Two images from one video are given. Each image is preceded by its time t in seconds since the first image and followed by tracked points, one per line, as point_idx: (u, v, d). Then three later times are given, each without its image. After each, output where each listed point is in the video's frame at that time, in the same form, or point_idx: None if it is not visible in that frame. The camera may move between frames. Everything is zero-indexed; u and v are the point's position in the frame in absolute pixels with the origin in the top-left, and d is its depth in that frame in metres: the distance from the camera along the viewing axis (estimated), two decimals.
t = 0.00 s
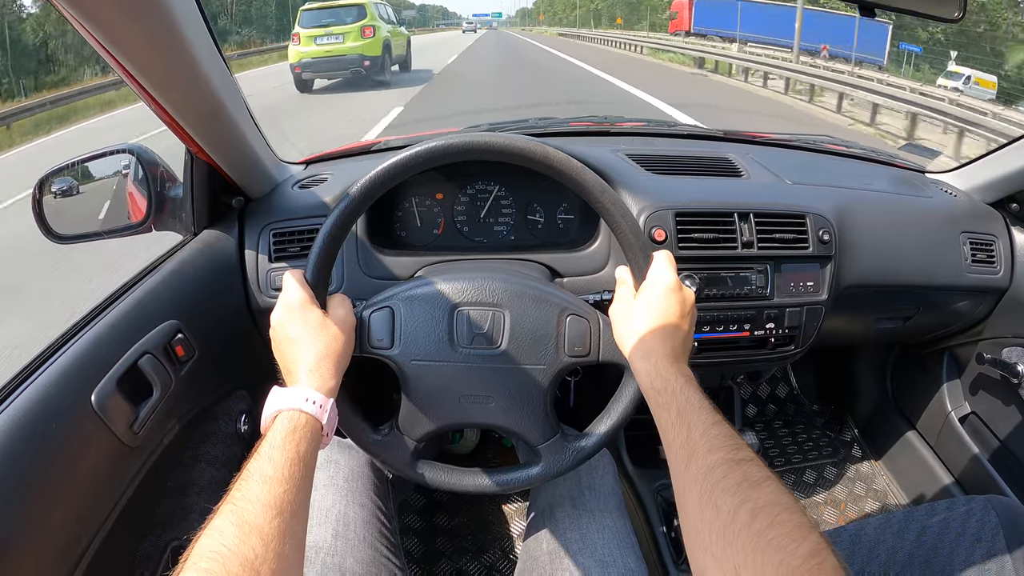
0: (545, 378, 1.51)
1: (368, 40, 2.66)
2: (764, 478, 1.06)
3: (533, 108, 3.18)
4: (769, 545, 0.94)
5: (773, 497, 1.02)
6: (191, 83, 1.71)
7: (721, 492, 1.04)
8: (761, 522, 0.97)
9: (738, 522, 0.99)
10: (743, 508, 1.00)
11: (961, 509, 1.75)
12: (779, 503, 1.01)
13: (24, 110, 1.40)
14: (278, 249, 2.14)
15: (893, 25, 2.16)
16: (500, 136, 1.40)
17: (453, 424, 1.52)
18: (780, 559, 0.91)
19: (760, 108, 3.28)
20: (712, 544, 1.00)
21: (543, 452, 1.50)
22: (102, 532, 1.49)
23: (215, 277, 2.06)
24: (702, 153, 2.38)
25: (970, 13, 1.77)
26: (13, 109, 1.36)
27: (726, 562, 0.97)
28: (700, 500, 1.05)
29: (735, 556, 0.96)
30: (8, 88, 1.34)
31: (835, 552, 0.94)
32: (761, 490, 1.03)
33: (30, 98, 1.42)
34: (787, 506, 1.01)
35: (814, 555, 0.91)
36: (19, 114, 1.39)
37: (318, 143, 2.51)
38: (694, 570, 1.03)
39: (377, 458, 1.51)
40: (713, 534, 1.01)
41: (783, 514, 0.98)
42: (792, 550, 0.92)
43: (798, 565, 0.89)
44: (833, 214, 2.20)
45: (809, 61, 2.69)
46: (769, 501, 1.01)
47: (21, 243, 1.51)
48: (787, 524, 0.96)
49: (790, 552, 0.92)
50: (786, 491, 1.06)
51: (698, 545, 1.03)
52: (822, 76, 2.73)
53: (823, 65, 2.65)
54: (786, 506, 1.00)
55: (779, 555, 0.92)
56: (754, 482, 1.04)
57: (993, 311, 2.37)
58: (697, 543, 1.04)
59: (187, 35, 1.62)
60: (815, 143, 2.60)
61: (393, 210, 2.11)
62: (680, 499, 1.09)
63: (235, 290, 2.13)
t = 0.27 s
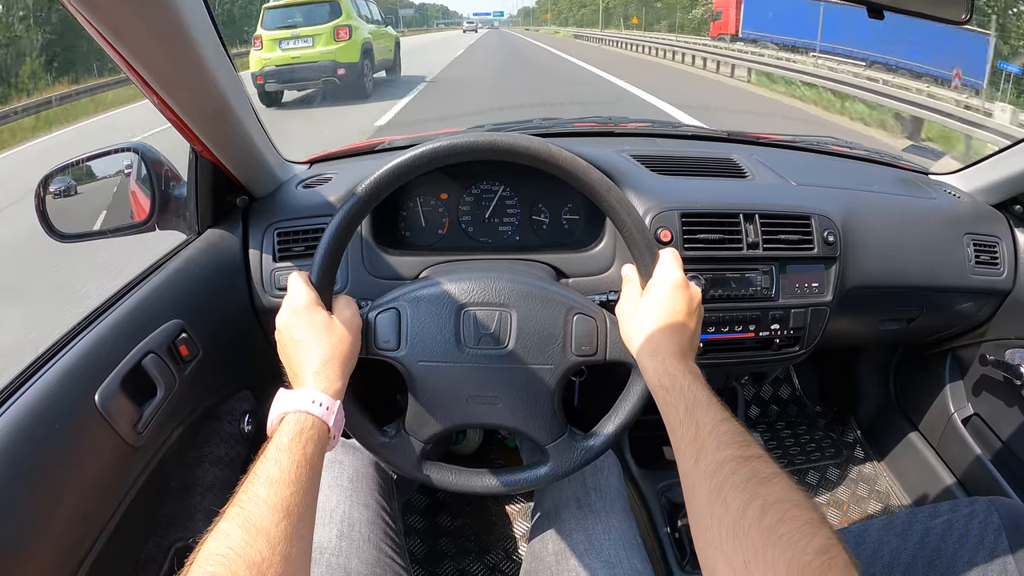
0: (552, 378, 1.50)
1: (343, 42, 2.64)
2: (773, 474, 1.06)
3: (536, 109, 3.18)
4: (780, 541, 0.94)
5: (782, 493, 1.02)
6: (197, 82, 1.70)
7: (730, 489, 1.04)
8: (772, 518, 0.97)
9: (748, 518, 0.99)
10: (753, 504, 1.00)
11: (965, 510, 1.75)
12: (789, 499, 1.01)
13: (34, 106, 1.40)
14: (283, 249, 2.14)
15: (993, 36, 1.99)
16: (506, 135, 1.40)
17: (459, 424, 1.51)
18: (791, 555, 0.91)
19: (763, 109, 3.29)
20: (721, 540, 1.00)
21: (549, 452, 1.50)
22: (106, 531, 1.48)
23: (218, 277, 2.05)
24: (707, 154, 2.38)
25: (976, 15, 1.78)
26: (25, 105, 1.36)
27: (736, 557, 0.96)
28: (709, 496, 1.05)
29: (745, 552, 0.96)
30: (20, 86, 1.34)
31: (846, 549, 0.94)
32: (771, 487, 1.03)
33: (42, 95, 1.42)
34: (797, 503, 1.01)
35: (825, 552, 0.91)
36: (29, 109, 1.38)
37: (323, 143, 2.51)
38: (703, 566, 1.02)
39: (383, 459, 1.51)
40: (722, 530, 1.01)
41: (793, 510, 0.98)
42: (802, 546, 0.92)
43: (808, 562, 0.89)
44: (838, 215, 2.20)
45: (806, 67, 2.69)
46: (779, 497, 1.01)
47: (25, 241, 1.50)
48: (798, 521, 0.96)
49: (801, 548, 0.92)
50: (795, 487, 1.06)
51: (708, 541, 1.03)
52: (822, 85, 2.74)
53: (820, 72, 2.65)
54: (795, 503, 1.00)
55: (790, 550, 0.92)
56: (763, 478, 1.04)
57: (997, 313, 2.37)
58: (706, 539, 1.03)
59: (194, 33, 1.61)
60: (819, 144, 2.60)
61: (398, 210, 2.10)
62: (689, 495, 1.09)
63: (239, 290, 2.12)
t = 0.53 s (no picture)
0: (550, 379, 1.50)
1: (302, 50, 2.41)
2: (770, 476, 1.06)
3: (536, 109, 3.18)
4: (777, 543, 0.93)
5: (779, 495, 1.02)
6: (195, 82, 1.70)
7: (727, 491, 1.04)
8: (768, 520, 0.97)
9: (745, 519, 0.99)
10: (750, 506, 1.00)
11: (963, 513, 1.75)
12: (785, 500, 1.01)
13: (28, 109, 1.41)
14: (282, 250, 2.15)
15: None
16: (503, 137, 1.40)
17: (457, 426, 1.51)
18: (788, 557, 0.91)
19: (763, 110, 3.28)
20: (718, 543, 1.00)
21: (547, 454, 1.50)
22: (104, 531, 1.49)
23: (217, 277, 2.06)
24: (706, 155, 2.38)
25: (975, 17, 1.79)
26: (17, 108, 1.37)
27: (733, 559, 0.96)
28: (706, 497, 1.05)
29: (742, 554, 0.96)
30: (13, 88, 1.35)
31: (842, 550, 0.93)
32: (767, 488, 1.03)
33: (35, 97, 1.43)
34: (794, 504, 1.01)
35: (821, 553, 0.91)
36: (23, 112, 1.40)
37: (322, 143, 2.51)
38: (701, 568, 1.02)
39: (380, 461, 1.51)
40: (719, 532, 1.01)
41: (789, 512, 0.98)
42: (799, 547, 0.92)
43: (805, 563, 0.89)
44: (837, 217, 2.20)
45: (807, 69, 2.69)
46: (775, 499, 1.01)
47: (24, 241, 1.51)
48: (794, 522, 0.96)
49: (797, 549, 0.92)
50: (792, 489, 1.06)
51: (705, 543, 1.03)
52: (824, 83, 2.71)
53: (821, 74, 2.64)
54: (792, 504, 1.00)
55: (787, 552, 0.92)
56: (760, 480, 1.04)
57: (996, 315, 2.37)
58: (703, 542, 1.03)
59: (192, 33, 1.61)
60: (819, 146, 2.60)
61: (397, 211, 2.10)
62: (687, 498, 1.09)
63: (238, 290, 2.13)
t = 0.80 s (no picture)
0: (546, 379, 1.50)
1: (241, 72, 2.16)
2: (766, 477, 1.05)
3: (535, 108, 3.18)
4: (771, 545, 0.93)
5: (775, 497, 1.01)
6: (192, 81, 1.70)
7: (722, 492, 1.03)
8: (763, 522, 0.97)
9: (740, 521, 0.98)
10: (744, 508, 1.00)
11: (962, 513, 1.75)
12: (780, 502, 1.00)
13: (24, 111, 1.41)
14: (279, 249, 2.14)
15: None
16: (500, 135, 1.39)
17: (453, 425, 1.51)
18: (782, 559, 0.90)
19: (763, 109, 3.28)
20: (713, 544, 1.00)
21: (542, 453, 1.50)
22: (100, 529, 1.49)
23: (215, 276, 2.06)
24: (704, 154, 2.38)
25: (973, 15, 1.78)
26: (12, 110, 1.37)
27: (727, 561, 0.96)
28: (701, 499, 1.05)
29: (737, 556, 0.96)
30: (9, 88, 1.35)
31: (837, 553, 0.93)
32: (763, 490, 1.02)
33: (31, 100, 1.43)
34: (789, 506, 1.00)
35: (816, 556, 0.90)
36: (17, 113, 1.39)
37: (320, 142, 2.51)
38: (695, 569, 1.02)
39: (376, 459, 1.51)
40: (713, 534, 1.00)
41: (784, 514, 0.98)
42: (794, 550, 0.92)
43: (800, 566, 0.89)
44: (835, 216, 2.19)
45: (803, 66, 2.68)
46: (770, 500, 1.01)
47: (22, 240, 1.51)
48: (789, 524, 0.96)
49: (792, 552, 0.91)
50: (787, 491, 1.05)
51: (700, 544, 1.02)
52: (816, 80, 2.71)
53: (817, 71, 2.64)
54: (787, 506, 1.00)
55: (781, 555, 0.91)
56: (755, 481, 1.04)
57: (995, 315, 2.37)
58: (698, 543, 1.03)
59: (189, 32, 1.61)
60: (819, 145, 2.60)
61: (395, 209, 2.10)
62: (682, 499, 1.08)
63: (235, 289, 2.13)
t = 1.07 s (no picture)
0: (543, 378, 1.51)
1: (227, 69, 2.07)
2: (759, 480, 1.07)
3: (534, 109, 3.19)
4: (763, 548, 0.94)
5: (767, 500, 1.03)
6: (194, 83, 1.72)
7: (715, 495, 1.04)
8: (756, 525, 0.98)
9: (733, 524, 1.00)
10: (737, 511, 1.01)
11: (959, 514, 1.75)
12: (773, 506, 1.02)
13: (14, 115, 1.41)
14: (279, 249, 2.16)
15: None
16: (499, 138, 1.41)
17: (451, 424, 1.53)
18: (774, 562, 0.92)
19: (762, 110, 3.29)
20: (707, 547, 1.01)
21: (539, 452, 1.51)
22: (102, 528, 1.50)
23: (216, 276, 2.07)
24: (703, 155, 2.39)
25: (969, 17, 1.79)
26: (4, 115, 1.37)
27: (720, 564, 0.97)
28: (694, 501, 1.06)
29: (730, 558, 0.97)
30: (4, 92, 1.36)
31: (829, 556, 0.94)
32: (756, 493, 1.03)
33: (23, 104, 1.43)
34: (781, 510, 1.01)
35: (808, 558, 0.92)
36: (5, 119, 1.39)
37: (321, 143, 2.52)
38: (688, 570, 1.03)
39: (375, 458, 1.52)
40: (707, 536, 1.02)
41: (777, 517, 0.99)
42: (785, 552, 0.93)
43: (792, 568, 0.90)
44: (833, 217, 2.20)
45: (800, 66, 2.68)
46: (763, 503, 1.02)
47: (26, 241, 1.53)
48: (781, 527, 0.97)
49: (784, 555, 0.92)
50: (780, 494, 1.07)
51: (694, 547, 1.04)
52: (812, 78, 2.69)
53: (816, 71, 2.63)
54: (780, 509, 1.01)
55: (774, 557, 0.92)
56: (748, 484, 1.05)
57: (993, 316, 2.37)
58: (692, 545, 1.04)
59: (190, 35, 1.63)
60: (817, 146, 2.60)
61: (395, 210, 2.12)
62: (676, 502, 1.10)
63: (236, 289, 2.14)
